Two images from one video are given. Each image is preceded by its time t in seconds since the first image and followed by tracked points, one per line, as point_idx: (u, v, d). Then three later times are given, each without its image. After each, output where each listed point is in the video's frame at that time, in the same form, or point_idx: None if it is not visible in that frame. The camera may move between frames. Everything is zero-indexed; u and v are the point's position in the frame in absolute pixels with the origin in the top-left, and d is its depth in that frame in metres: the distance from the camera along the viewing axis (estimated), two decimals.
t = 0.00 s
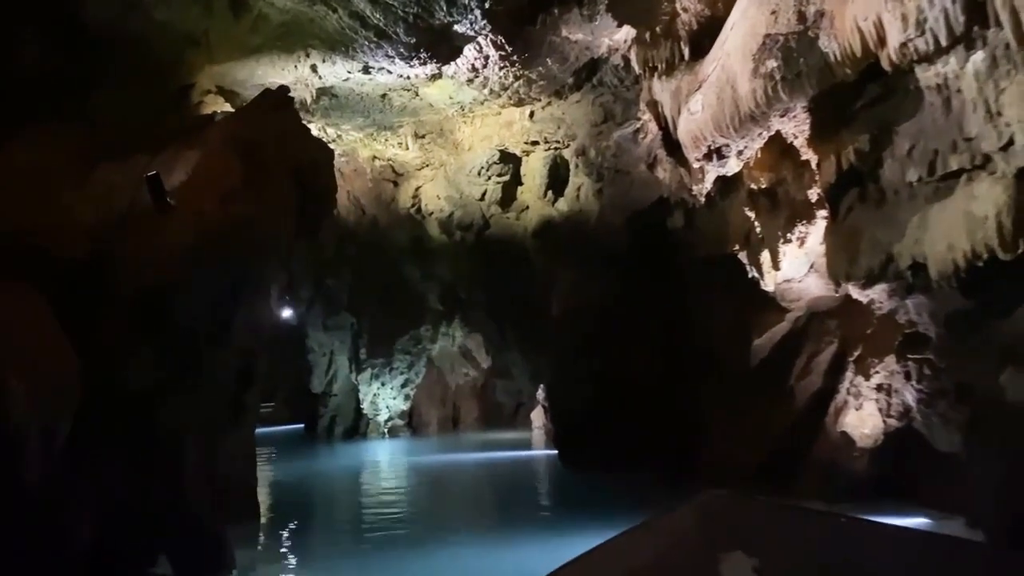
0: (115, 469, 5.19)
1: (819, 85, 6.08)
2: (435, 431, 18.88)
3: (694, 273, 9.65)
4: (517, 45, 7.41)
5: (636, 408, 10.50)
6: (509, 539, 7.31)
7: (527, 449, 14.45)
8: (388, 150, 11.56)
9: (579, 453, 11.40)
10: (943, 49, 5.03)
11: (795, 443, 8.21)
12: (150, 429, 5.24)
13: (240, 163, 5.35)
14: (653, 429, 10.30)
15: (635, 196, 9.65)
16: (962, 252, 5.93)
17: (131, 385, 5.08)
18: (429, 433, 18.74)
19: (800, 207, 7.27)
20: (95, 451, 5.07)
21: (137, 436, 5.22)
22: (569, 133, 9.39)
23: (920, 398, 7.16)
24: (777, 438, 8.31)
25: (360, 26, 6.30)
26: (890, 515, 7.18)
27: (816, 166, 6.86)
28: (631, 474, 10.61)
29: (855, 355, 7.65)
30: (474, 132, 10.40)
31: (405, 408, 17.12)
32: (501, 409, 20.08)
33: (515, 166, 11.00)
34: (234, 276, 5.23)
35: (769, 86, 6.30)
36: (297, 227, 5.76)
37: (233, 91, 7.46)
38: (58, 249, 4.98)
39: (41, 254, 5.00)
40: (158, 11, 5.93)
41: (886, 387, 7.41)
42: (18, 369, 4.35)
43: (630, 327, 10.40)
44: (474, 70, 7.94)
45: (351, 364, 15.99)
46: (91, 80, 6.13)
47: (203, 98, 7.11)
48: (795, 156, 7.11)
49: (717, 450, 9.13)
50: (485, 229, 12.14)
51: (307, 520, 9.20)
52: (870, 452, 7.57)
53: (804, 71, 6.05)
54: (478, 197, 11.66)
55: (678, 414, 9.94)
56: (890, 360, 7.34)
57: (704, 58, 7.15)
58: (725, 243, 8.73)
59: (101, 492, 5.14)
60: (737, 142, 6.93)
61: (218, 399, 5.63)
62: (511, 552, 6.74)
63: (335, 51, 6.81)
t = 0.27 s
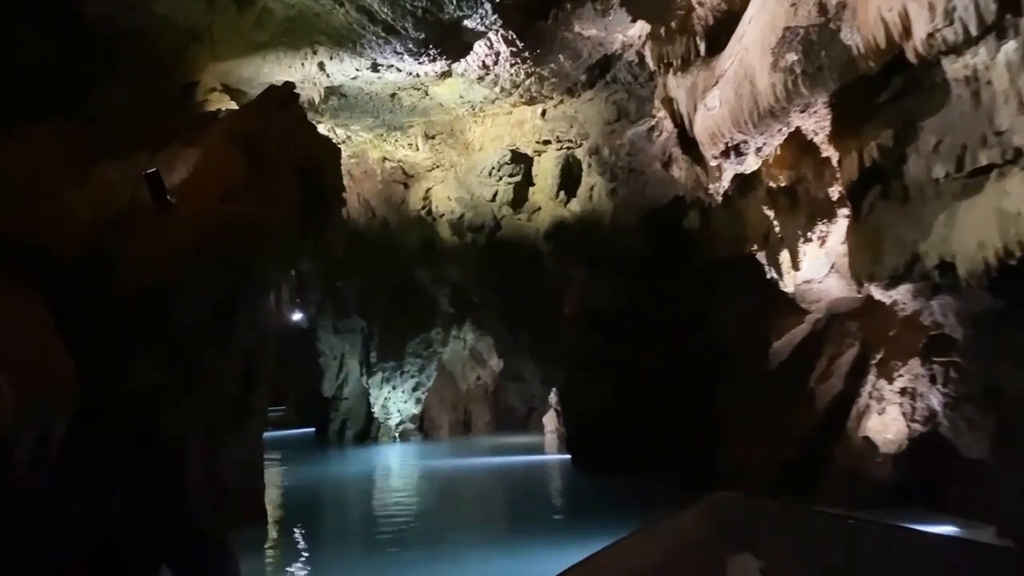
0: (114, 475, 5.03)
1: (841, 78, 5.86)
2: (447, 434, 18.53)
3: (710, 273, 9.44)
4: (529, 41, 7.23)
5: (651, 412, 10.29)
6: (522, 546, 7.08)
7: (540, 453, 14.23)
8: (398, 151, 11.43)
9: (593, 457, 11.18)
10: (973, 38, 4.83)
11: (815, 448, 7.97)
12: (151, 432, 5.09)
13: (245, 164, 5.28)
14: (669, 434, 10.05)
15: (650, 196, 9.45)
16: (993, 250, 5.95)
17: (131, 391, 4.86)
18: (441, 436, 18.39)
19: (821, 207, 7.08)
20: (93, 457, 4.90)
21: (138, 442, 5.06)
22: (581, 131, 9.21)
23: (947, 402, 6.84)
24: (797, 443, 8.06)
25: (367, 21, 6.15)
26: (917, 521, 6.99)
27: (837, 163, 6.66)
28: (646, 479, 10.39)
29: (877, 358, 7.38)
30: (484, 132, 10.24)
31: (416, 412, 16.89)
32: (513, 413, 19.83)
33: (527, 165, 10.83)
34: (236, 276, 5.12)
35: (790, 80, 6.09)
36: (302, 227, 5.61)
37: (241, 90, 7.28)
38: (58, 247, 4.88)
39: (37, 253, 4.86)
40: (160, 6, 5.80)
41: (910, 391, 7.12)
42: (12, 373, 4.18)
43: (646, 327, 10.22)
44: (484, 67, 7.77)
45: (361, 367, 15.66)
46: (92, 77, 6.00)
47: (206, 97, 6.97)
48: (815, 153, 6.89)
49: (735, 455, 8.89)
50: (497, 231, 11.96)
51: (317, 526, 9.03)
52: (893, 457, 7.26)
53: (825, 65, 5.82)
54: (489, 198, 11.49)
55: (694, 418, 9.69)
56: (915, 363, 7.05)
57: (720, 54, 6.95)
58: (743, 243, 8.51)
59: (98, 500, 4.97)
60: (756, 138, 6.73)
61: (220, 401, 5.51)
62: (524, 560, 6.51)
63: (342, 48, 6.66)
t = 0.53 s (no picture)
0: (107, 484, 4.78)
1: (864, 71, 5.66)
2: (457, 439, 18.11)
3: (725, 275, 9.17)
4: (540, 36, 7.05)
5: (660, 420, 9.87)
6: (534, 554, 6.83)
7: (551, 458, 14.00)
8: (407, 152, 11.27)
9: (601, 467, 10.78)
10: (1004, 26, 4.66)
11: (835, 453, 7.72)
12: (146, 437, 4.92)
13: (247, 162, 5.25)
14: (677, 443, 9.66)
15: (665, 195, 9.24)
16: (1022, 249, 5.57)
17: (122, 393, 4.75)
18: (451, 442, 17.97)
19: (843, 205, 6.87)
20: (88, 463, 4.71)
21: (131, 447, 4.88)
22: (594, 130, 9.01)
23: (972, 406, 6.66)
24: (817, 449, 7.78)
25: (374, 16, 6.00)
26: (944, 531, 6.74)
27: (859, 160, 6.47)
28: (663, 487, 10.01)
29: (900, 362, 7.19)
30: (495, 132, 10.05)
31: (426, 416, 16.64)
32: (524, 418, 19.48)
33: (538, 166, 10.62)
34: (231, 273, 5.09)
35: (810, 74, 5.89)
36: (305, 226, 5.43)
37: (245, 88, 7.14)
38: (49, 245, 4.72)
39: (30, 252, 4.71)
40: None
41: (934, 396, 6.95)
42: None
43: (658, 332, 9.81)
44: (494, 63, 7.59)
45: (371, 372, 15.29)
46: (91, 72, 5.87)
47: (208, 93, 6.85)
48: (837, 148, 6.68)
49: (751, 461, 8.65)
50: (507, 232, 11.77)
51: (324, 533, 8.84)
52: (918, 464, 7.10)
53: (848, 57, 5.63)
54: (499, 198, 11.29)
55: (704, 426, 9.32)
56: (939, 367, 6.86)
57: (736, 50, 6.74)
58: (760, 243, 8.29)
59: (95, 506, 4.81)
60: (775, 135, 6.51)
61: (210, 405, 5.36)
62: (534, 569, 6.27)
63: (349, 44, 6.50)
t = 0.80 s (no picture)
0: (104, 487, 4.66)
1: (889, 61, 5.47)
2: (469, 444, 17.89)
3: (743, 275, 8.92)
4: (552, 30, 6.85)
5: (679, 425, 9.52)
6: (547, 564, 6.57)
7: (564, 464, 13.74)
8: (417, 152, 11.09)
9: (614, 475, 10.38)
10: None
11: (857, 459, 7.45)
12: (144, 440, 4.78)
13: (247, 158, 5.14)
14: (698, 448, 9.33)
15: (682, 195, 9.04)
16: None
17: (118, 393, 4.62)
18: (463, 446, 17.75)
19: (865, 203, 6.65)
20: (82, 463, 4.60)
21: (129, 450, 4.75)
22: (608, 128, 8.81)
23: (1006, 412, 6.43)
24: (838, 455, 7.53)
25: (381, 8, 5.81)
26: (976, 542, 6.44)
27: (883, 157, 6.23)
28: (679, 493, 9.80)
29: (925, 366, 6.89)
30: (505, 131, 9.85)
31: (437, 420, 16.38)
32: (535, 422, 19.22)
33: (550, 165, 10.40)
34: (232, 273, 4.92)
35: (834, 66, 5.62)
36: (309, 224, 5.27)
37: (248, 84, 6.96)
38: (41, 241, 4.50)
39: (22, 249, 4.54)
40: None
41: (963, 401, 6.70)
42: None
43: (674, 334, 9.54)
44: (505, 59, 7.39)
45: (381, 376, 15.10)
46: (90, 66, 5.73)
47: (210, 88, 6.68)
48: (860, 144, 6.43)
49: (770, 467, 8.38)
50: (519, 233, 11.55)
51: (335, 540, 8.63)
52: (946, 473, 6.80)
53: (873, 47, 5.41)
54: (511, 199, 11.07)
55: (726, 430, 9.02)
56: (969, 371, 6.62)
57: (754, 43, 6.50)
58: (778, 243, 8.10)
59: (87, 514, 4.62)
60: (796, 130, 6.28)
61: (211, 408, 5.19)
62: None
63: (355, 38, 6.32)
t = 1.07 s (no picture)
0: (96, 493, 4.54)
1: (913, 54, 5.22)
2: (479, 448, 17.64)
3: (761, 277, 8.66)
4: (562, 26, 6.67)
5: (694, 431, 9.21)
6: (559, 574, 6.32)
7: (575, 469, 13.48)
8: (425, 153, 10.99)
9: (625, 480, 10.03)
10: None
11: (877, 465, 7.21)
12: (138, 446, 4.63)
13: (240, 154, 5.05)
14: (712, 455, 9.01)
15: (696, 193, 8.85)
16: None
17: (110, 397, 4.46)
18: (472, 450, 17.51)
19: (886, 201, 6.46)
20: (71, 464, 4.48)
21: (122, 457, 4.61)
22: (619, 125, 8.65)
23: None
24: (856, 462, 7.27)
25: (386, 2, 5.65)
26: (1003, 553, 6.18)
27: (905, 153, 6.01)
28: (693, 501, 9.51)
29: (948, 370, 6.68)
30: (515, 130, 9.67)
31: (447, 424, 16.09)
32: (545, 426, 18.88)
33: (560, 166, 10.21)
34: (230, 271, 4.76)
35: (855, 58, 5.41)
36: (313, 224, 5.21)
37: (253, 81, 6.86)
38: (40, 240, 4.37)
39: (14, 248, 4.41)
40: None
41: (988, 406, 6.51)
42: None
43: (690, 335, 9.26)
44: (514, 55, 7.21)
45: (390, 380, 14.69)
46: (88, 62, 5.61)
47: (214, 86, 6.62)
48: (882, 141, 6.20)
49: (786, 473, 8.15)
50: (528, 234, 11.35)
51: (344, 546, 8.42)
52: (971, 480, 6.58)
53: (895, 39, 5.17)
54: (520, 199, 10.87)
55: (740, 436, 8.73)
56: (993, 375, 6.41)
57: (772, 37, 6.28)
58: (792, 245, 8.01)
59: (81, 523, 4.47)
60: (816, 125, 6.08)
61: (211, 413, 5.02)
62: None
63: (360, 33, 6.17)
